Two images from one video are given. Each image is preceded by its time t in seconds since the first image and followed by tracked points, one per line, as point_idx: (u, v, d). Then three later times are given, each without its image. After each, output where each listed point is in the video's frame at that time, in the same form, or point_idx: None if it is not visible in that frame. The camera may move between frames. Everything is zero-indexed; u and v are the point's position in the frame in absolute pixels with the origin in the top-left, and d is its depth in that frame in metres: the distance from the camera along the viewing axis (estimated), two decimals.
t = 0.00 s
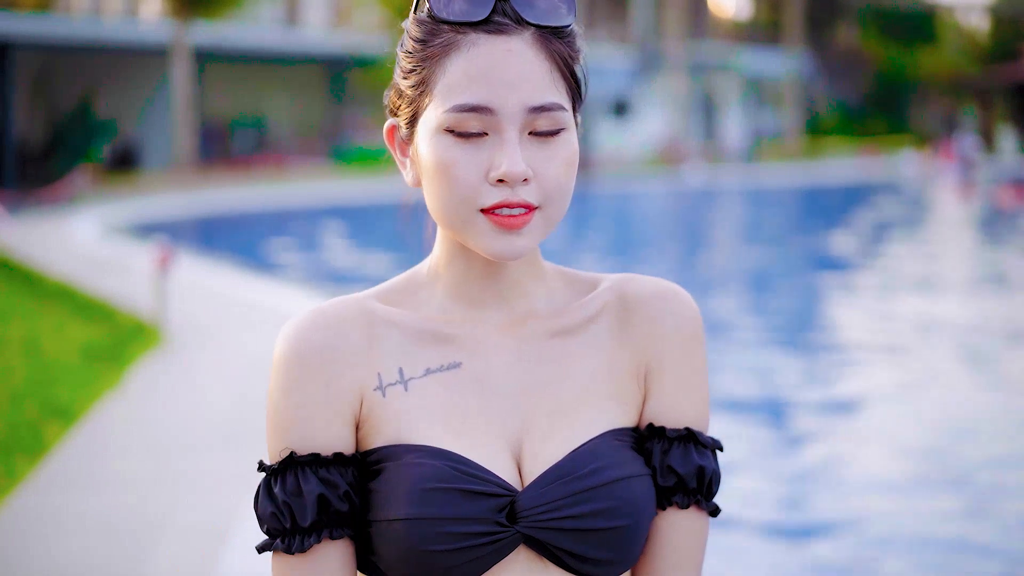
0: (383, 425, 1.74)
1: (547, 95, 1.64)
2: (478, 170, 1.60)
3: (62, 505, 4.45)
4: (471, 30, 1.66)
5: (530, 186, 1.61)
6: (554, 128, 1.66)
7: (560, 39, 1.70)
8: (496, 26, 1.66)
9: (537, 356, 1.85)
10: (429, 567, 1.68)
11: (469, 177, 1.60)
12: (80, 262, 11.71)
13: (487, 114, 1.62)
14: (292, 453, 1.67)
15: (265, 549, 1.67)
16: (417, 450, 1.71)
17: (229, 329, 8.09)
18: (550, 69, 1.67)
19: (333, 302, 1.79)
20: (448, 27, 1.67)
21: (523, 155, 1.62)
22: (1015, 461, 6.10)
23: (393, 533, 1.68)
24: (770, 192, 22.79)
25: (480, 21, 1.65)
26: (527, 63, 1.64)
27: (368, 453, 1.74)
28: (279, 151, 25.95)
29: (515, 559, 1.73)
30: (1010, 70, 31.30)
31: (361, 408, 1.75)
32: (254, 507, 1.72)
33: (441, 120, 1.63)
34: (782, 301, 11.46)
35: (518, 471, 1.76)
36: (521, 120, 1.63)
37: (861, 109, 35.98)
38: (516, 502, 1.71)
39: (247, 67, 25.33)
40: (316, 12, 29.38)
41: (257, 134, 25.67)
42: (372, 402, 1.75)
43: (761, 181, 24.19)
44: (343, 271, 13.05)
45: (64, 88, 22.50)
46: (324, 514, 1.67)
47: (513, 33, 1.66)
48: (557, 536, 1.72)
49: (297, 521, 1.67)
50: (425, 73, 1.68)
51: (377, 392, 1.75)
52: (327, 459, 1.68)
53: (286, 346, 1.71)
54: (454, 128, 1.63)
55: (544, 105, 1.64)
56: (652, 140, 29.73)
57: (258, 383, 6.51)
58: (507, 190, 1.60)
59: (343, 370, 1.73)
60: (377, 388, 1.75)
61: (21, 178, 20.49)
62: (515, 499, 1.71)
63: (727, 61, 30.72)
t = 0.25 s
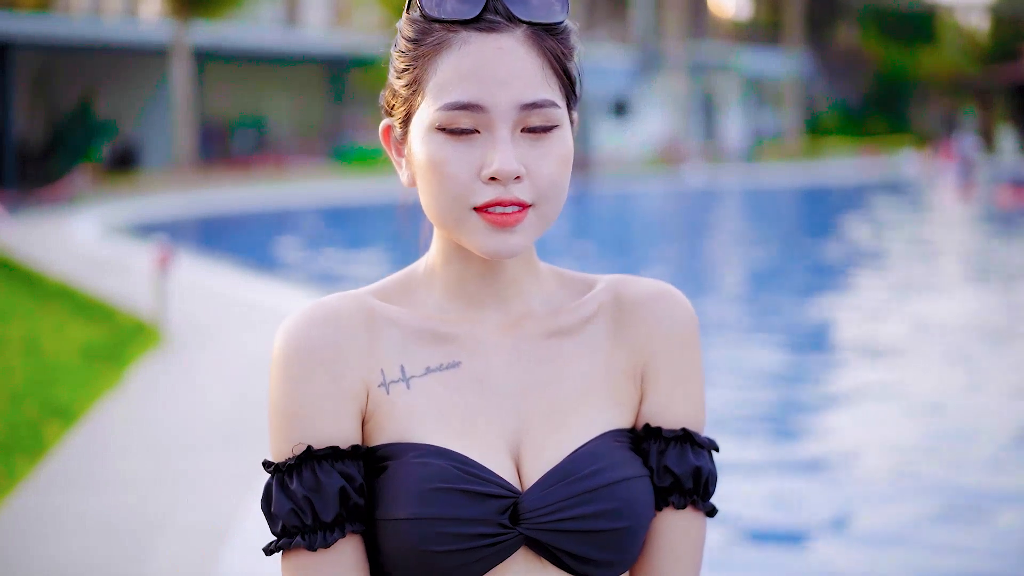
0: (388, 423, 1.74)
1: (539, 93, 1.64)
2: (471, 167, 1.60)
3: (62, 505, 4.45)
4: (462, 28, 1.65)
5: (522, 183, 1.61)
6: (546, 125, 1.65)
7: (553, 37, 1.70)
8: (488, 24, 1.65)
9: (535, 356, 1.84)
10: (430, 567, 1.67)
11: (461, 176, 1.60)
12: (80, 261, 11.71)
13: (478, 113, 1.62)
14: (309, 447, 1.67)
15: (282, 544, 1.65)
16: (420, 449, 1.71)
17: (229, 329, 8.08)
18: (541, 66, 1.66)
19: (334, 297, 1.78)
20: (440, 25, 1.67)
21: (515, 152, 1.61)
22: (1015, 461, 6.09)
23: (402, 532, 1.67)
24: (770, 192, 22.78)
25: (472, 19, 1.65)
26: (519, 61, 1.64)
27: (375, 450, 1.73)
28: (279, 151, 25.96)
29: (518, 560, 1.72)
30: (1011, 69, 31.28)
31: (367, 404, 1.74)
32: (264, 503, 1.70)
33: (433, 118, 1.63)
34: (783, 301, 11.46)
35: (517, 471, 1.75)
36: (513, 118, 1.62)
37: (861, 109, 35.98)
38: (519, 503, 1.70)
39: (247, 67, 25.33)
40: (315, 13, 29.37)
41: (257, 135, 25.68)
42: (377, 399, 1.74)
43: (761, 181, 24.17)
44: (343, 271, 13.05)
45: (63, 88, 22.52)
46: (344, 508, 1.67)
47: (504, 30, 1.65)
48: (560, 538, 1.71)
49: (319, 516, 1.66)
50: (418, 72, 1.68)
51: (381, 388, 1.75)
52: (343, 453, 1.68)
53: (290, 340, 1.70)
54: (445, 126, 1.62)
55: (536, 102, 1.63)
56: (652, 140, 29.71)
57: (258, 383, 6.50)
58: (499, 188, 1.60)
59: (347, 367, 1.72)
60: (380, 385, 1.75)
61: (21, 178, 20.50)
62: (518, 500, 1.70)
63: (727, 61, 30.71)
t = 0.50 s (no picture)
0: (391, 421, 1.73)
1: (532, 90, 1.64)
2: (464, 166, 1.60)
3: (62, 505, 4.44)
4: (454, 27, 1.65)
5: (516, 182, 1.60)
6: (540, 122, 1.65)
7: (546, 34, 1.69)
8: (480, 23, 1.65)
9: (533, 358, 1.83)
10: (432, 568, 1.66)
11: (456, 175, 1.59)
12: (80, 261, 11.71)
13: (470, 111, 1.62)
14: (321, 443, 1.65)
15: (294, 541, 1.62)
16: (423, 448, 1.70)
17: (229, 329, 8.07)
18: (534, 64, 1.66)
19: (334, 295, 1.77)
20: (432, 25, 1.66)
21: (509, 151, 1.61)
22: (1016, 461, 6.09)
23: (408, 530, 1.66)
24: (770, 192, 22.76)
25: (464, 17, 1.65)
26: (511, 60, 1.63)
27: (381, 447, 1.72)
28: (279, 151, 25.96)
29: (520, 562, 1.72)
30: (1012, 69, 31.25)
31: (369, 401, 1.74)
32: (270, 500, 1.68)
33: (426, 118, 1.63)
34: (783, 301, 11.45)
35: (517, 473, 1.74)
36: (506, 116, 1.62)
37: (862, 109, 35.96)
38: (523, 505, 1.69)
39: (247, 67, 25.33)
40: (315, 12, 29.36)
41: (258, 135, 25.69)
42: (379, 396, 1.74)
43: (761, 181, 24.16)
44: (343, 271, 13.03)
45: (63, 88, 22.53)
46: (356, 504, 1.65)
47: (496, 28, 1.65)
48: (563, 540, 1.70)
49: (333, 512, 1.64)
50: (411, 71, 1.68)
51: (382, 385, 1.74)
52: (352, 449, 1.67)
53: (291, 337, 1.69)
54: (439, 125, 1.62)
55: (529, 99, 1.63)
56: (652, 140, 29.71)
57: (258, 383, 6.50)
58: (493, 187, 1.59)
59: (348, 364, 1.71)
60: (382, 383, 1.74)
61: (21, 178, 20.48)
62: (521, 502, 1.69)
63: (728, 60, 30.70)
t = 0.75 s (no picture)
0: (392, 420, 1.72)
1: (526, 89, 1.63)
2: (459, 165, 1.59)
3: (62, 505, 4.44)
4: (447, 25, 1.64)
5: (510, 181, 1.60)
6: (535, 120, 1.64)
7: (539, 32, 1.68)
8: (472, 22, 1.64)
9: (533, 357, 1.82)
10: (435, 568, 1.65)
11: (452, 173, 1.59)
12: (80, 261, 11.71)
13: (463, 110, 1.61)
14: (324, 438, 1.63)
15: (299, 536, 1.60)
16: (426, 446, 1.69)
17: (229, 329, 8.07)
18: (528, 62, 1.65)
19: (333, 292, 1.75)
20: (424, 24, 1.66)
21: (503, 150, 1.60)
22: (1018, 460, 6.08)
23: (413, 527, 1.64)
24: (771, 192, 22.75)
25: (456, 15, 1.64)
26: (504, 58, 1.63)
27: (382, 445, 1.70)
28: (279, 151, 25.98)
29: (523, 563, 1.71)
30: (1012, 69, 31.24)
31: (370, 400, 1.72)
32: (272, 497, 1.65)
33: (419, 118, 1.62)
34: (784, 301, 11.43)
35: (518, 473, 1.73)
36: (500, 114, 1.62)
37: (862, 108, 35.95)
38: (526, 505, 1.68)
39: (247, 67, 25.34)
40: (315, 12, 29.34)
41: (258, 135, 25.71)
42: (380, 394, 1.73)
43: (761, 181, 24.15)
44: (343, 271, 13.04)
45: (64, 88, 22.55)
46: (360, 500, 1.63)
47: (489, 26, 1.64)
48: (565, 541, 1.69)
49: (339, 506, 1.62)
50: (404, 70, 1.67)
51: (382, 384, 1.73)
52: (353, 445, 1.65)
53: (293, 331, 1.67)
54: (432, 124, 1.62)
55: (523, 98, 1.62)
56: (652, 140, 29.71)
57: (258, 383, 6.49)
58: (487, 187, 1.59)
59: (349, 361, 1.69)
60: (382, 381, 1.73)
61: (21, 178, 20.51)
62: (525, 502, 1.69)
63: (728, 60, 30.69)
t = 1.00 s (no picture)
0: (390, 418, 1.71)
1: (520, 88, 1.63)
2: (454, 166, 1.59)
3: (62, 505, 4.44)
4: (440, 26, 1.64)
5: (506, 181, 1.59)
6: (529, 120, 1.64)
7: (534, 31, 1.68)
8: (465, 21, 1.64)
9: (531, 357, 1.82)
10: (434, 568, 1.65)
11: (446, 173, 1.59)
12: (80, 261, 11.70)
13: (458, 110, 1.61)
14: (321, 434, 1.61)
15: (296, 532, 1.59)
16: (425, 444, 1.68)
17: (229, 329, 8.07)
18: (522, 62, 1.65)
19: (329, 290, 1.75)
20: (417, 24, 1.66)
21: (498, 150, 1.60)
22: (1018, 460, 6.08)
23: (411, 526, 1.64)
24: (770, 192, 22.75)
25: (450, 15, 1.64)
26: (498, 58, 1.62)
27: (380, 444, 1.70)
28: (279, 151, 25.98)
29: (522, 562, 1.70)
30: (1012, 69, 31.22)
31: (367, 397, 1.72)
32: (269, 493, 1.64)
33: (414, 119, 1.62)
34: (784, 301, 11.42)
35: (517, 472, 1.73)
36: (495, 114, 1.62)
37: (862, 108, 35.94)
38: (524, 505, 1.68)
39: (247, 67, 25.33)
40: (315, 12, 29.33)
41: (258, 134, 25.72)
42: (377, 392, 1.72)
43: (761, 181, 24.13)
44: (343, 270, 13.04)
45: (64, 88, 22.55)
46: (357, 496, 1.62)
47: (483, 27, 1.64)
48: (563, 540, 1.69)
49: (335, 502, 1.61)
50: (399, 71, 1.67)
51: (380, 382, 1.73)
52: (350, 441, 1.64)
53: (289, 329, 1.67)
54: (427, 125, 1.61)
55: (517, 98, 1.62)
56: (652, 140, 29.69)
57: (258, 383, 6.49)
58: (482, 187, 1.59)
59: (346, 358, 1.69)
60: (379, 379, 1.73)
61: (21, 178, 20.52)
62: (523, 502, 1.68)
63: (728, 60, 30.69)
